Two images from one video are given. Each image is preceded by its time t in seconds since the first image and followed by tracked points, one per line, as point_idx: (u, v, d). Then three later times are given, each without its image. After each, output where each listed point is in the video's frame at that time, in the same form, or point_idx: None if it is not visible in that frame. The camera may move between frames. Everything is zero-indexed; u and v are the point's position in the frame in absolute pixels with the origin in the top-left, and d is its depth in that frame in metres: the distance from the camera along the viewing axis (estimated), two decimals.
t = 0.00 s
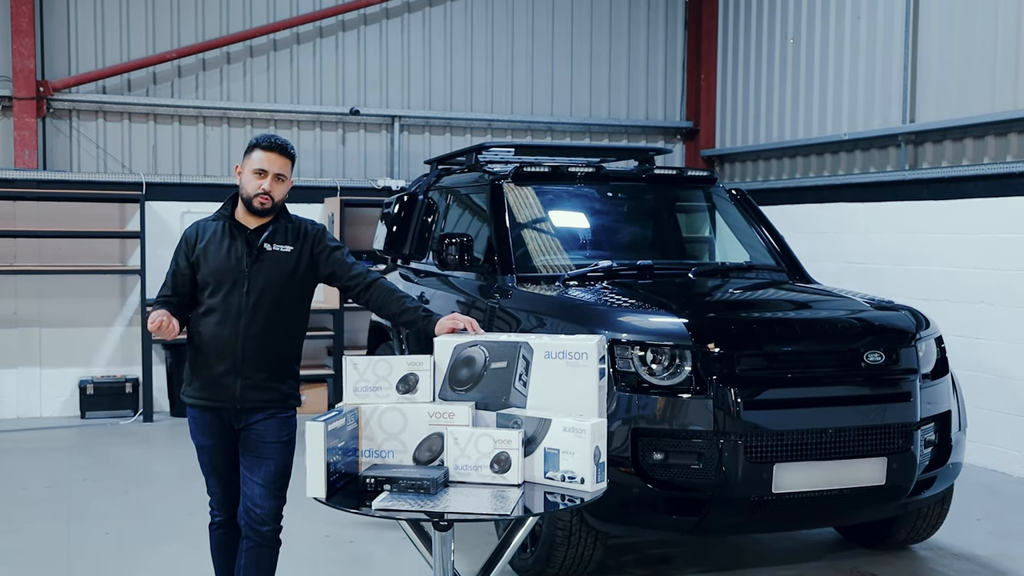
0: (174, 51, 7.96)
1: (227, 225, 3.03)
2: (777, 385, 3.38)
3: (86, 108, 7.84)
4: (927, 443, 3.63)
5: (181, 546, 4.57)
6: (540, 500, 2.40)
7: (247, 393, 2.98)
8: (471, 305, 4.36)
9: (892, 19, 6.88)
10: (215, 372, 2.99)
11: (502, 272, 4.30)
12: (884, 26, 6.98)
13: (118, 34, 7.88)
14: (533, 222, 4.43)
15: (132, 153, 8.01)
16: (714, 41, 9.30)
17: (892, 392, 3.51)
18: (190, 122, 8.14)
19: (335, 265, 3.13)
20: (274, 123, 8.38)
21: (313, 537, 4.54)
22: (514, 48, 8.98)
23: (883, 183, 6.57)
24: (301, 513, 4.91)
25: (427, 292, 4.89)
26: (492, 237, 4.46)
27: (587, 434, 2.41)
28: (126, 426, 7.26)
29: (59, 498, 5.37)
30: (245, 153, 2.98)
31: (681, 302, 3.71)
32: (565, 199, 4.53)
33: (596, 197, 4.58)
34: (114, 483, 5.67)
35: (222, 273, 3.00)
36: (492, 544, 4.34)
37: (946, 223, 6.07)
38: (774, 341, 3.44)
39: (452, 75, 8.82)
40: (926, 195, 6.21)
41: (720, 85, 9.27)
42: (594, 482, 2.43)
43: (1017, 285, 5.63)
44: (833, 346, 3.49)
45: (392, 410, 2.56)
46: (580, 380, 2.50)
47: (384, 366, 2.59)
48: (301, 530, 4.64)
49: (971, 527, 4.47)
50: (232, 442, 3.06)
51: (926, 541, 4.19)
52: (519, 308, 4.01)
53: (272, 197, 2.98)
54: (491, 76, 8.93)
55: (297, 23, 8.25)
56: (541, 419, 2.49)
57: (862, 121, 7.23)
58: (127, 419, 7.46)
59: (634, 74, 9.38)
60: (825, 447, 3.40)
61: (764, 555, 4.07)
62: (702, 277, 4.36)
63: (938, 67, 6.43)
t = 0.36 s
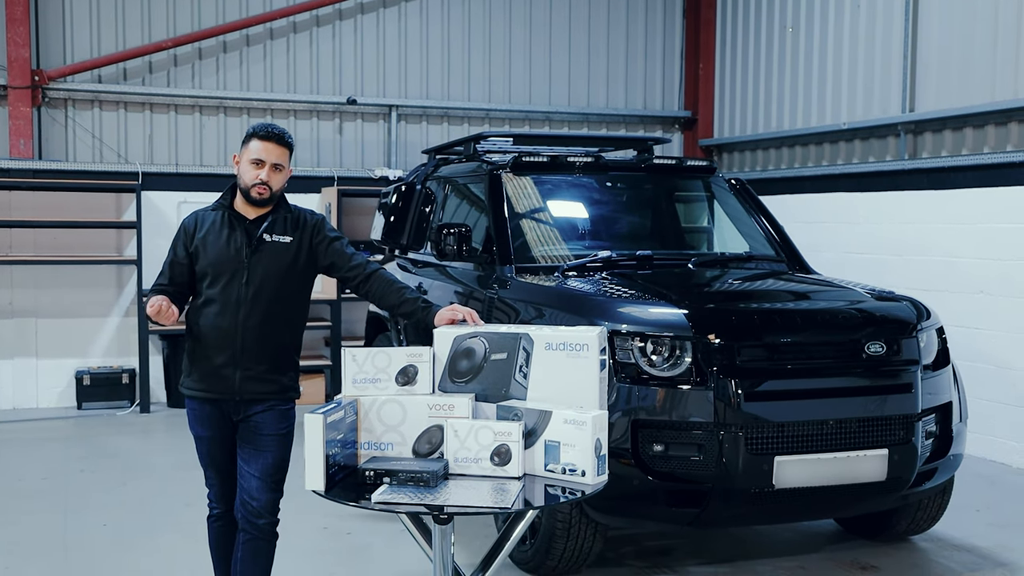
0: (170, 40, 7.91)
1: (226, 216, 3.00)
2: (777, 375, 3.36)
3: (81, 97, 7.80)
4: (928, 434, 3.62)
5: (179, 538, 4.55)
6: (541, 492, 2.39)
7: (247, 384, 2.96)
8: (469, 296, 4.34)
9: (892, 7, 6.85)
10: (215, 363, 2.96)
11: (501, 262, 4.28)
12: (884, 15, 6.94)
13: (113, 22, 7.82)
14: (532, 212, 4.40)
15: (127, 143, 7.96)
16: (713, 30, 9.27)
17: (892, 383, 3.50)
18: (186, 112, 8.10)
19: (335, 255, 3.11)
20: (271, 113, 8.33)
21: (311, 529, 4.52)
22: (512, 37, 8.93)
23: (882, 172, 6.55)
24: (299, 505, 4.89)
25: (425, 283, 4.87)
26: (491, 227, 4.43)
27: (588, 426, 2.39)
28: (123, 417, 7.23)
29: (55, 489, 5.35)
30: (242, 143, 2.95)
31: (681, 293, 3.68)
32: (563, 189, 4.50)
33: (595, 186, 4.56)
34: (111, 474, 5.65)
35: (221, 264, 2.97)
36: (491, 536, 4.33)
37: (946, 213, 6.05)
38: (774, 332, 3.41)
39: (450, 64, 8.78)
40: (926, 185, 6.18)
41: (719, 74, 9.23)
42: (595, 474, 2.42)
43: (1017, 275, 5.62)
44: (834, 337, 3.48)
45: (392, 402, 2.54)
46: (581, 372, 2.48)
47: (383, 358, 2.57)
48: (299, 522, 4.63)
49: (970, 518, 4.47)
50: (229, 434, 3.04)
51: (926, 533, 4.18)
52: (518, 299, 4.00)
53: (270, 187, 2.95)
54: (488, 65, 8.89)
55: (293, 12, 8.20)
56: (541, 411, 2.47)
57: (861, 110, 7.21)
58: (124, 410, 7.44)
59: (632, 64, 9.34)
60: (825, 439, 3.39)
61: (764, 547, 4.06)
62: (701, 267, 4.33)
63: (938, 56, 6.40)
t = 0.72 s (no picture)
0: (166, 34, 7.85)
1: (224, 212, 2.98)
2: (777, 372, 3.34)
3: (77, 92, 7.75)
4: (930, 431, 3.60)
5: (175, 535, 4.52)
6: (541, 491, 2.36)
7: (244, 382, 2.93)
8: (467, 292, 4.31)
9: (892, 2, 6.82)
10: (211, 361, 2.93)
11: (500, 259, 4.25)
12: (884, 9, 6.91)
13: (109, 17, 7.77)
14: (530, 208, 4.37)
15: (123, 138, 7.92)
16: (711, 25, 9.24)
17: (893, 379, 3.48)
18: (182, 107, 8.05)
19: (332, 252, 3.08)
20: (268, 108, 8.29)
21: (309, 526, 4.49)
22: (509, 31, 8.89)
23: (882, 167, 6.52)
24: (296, 503, 4.86)
25: (423, 280, 4.84)
26: (489, 223, 4.40)
27: (589, 424, 2.37)
28: (119, 413, 7.20)
29: (51, 486, 5.32)
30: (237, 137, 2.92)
31: (681, 289, 3.66)
32: (562, 184, 4.47)
33: (594, 181, 4.53)
34: (107, 471, 5.62)
35: (219, 260, 2.94)
36: (491, 534, 4.31)
37: (946, 208, 6.02)
38: (775, 329, 3.39)
39: (447, 59, 8.74)
40: (926, 179, 6.16)
41: (717, 69, 9.20)
42: (596, 473, 2.39)
43: (1017, 271, 5.60)
44: (835, 333, 3.45)
45: (390, 400, 2.52)
46: (581, 369, 2.46)
47: (381, 355, 2.54)
48: (297, 520, 4.60)
49: (972, 515, 4.45)
50: (227, 432, 3.01)
51: (926, 530, 4.17)
52: (516, 295, 3.97)
53: (267, 181, 2.92)
54: (486, 59, 8.85)
55: (290, 6, 8.15)
56: (541, 409, 2.44)
57: (861, 105, 7.18)
58: (120, 406, 7.41)
59: (630, 59, 9.30)
60: (827, 436, 3.37)
61: (764, 545, 4.04)
62: (701, 263, 4.31)
63: (938, 50, 6.38)
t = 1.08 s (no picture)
0: (163, 32, 7.82)
1: (220, 210, 2.95)
2: (778, 372, 3.32)
3: (74, 90, 7.72)
4: (932, 431, 3.58)
5: (172, 537, 4.50)
6: (541, 493, 2.34)
7: (240, 382, 2.90)
8: (466, 291, 4.29)
9: None
10: (208, 362, 2.90)
11: (499, 258, 4.23)
12: (883, 6, 6.88)
13: (106, 15, 7.73)
14: (529, 207, 4.34)
15: (120, 136, 7.89)
16: (710, 24, 9.21)
17: (895, 380, 3.45)
18: (179, 105, 8.01)
19: (330, 252, 3.06)
20: (265, 106, 8.26)
21: (306, 528, 4.47)
22: (508, 28, 8.86)
23: (881, 166, 6.50)
24: (294, 503, 4.84)
25: (421, 279, 4.82)
26: (488, 222, 4.38)
27: (590, 425, 2.34)
28: (115, 413, 7.17)
29: (47, 486, 5.29)
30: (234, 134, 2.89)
31: (680, 289, 3.63)
32: (561, 183, 4.44)
33: (593, 180, 4.50)
34: (104, 471, 5.59)
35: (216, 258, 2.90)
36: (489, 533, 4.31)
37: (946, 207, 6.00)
38: (776, 328, 3.37)
39: (445, 57, 8.71)
40: (926, 178, 6.14)
41: (716, 68, 9.17)
42: (597, 475, 2.37)
43: (1017, 270, 5.58)
44: (837, 333, 3.43)
45: (388, 401, 2.49)
46: (582, 370, 2.43)
47: (379, 356, 2.52)
48: (294, 520, 4.57)
49: (973, 515, 4.43)
50: (222, 433, 2.98)
51: (928, 531, 4.15)
52: (515, 295, 3.94)
53: (264, 177, 2.89)
54: (484, 57, 8.82)
55: (287, 4, 8.12)
56: (541, 410, 2.42)
57: (861, 104, 7.15)
58: (117, 406, 7.38)
59: (629, 57, 9.27)
60: (829, 436, 3.34)
61: (765, 546, 4.02)
62: (700, 262, 4.28)
63: (938, 48, 6.35)
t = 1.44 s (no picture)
0: (161, 34, 7.80)
1: (219, 214, 2.93)
2: (779, 376, 3.30)
3: (71, 93, 7.69)
4: (933, 435, 3.57)
5: (169, 541, 4.47)
6: (541, 499, 2.32)
7: (239, 387, 2.89)
8: (464, 295, 4.27)
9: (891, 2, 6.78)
10: (206, 367, 2.88)
11: (498, 261, 4.21)
12: (882, 8, 6.87)
13: (103, 17, 7.71)
14: (528, 209, 4.33)
15: (118, 139, 7.86)
16: (708, 26, 9.21)
17: (896, 384, 3.44)
18: (177, 108, 7.99)
19: (328, 255, 3.04)
20: (263, 109, 8.24)
21: (304, 532, 4.45)
22: (506, 31, 8.85)
23: (881, 168, 6.49)
24: (292, 508, 4.82)
25: (419, 282, 4.80)
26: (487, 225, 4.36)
27: (591, 430, 2.32)
28: (112, 417, 7.14)
29: (44, 490, 5.26)
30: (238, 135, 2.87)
31: (680, 292, 3.62)
32: (561, 186, 4.43)
33: (593, 183, 4.49)
34: (100, 476, 5.56)
35: (214, 262, 2.88)
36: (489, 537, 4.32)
37: (946, 210, 5.99)
38: (777, 332, 3.35)
39: (444, 58, 8.69)
40: (926, 180, 6.13)
41: (715, 70, 9.16)
42: (597, 480, 2.35)
43: (1018, 273, 5.57)
44: (837, 337, 3.41)
45: (387, 405, 2.47)
46: (582, 375, 2.42)
47: (378, 360, 2.50)
48: (292, 525, 4.55)
49: (974, 520, 4.42)
50: (220, 438, 2.96)
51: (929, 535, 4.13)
52: (514, 298, 3.93)
53: (265, 182, 2.87)
54: (482, 59, 8.81)
55: (286, 7, 8.10)
56: (541, 415, 2.40)
57: (860, 106, 7.14)
58: (114, 409, 7.35)
59: (628, 59, 9.25)
60: (830, 441, 3.33)
61: (766, 551, 4.00)
62: (700, 265, 4.26)
63: (938, 51, 6.34)
